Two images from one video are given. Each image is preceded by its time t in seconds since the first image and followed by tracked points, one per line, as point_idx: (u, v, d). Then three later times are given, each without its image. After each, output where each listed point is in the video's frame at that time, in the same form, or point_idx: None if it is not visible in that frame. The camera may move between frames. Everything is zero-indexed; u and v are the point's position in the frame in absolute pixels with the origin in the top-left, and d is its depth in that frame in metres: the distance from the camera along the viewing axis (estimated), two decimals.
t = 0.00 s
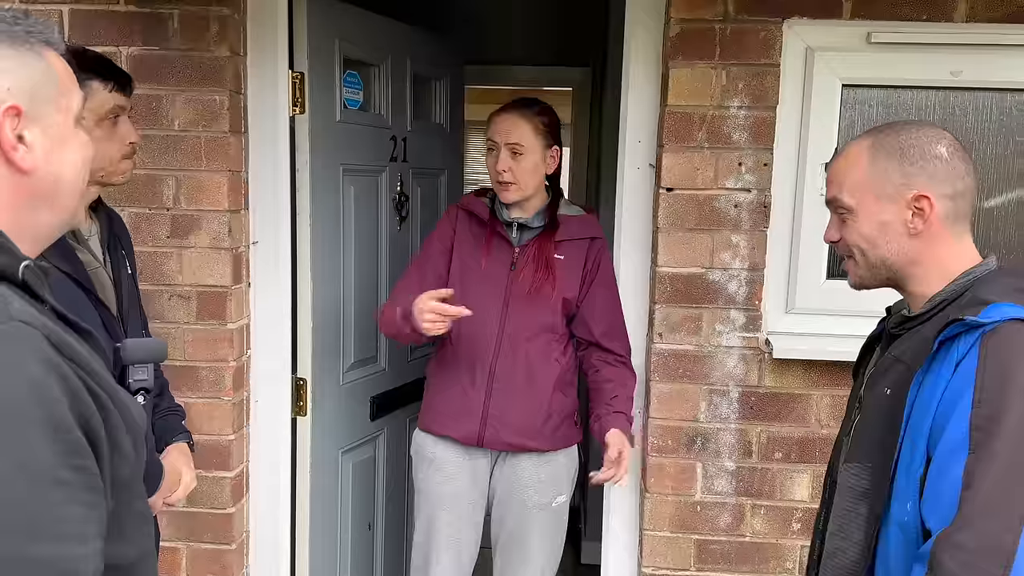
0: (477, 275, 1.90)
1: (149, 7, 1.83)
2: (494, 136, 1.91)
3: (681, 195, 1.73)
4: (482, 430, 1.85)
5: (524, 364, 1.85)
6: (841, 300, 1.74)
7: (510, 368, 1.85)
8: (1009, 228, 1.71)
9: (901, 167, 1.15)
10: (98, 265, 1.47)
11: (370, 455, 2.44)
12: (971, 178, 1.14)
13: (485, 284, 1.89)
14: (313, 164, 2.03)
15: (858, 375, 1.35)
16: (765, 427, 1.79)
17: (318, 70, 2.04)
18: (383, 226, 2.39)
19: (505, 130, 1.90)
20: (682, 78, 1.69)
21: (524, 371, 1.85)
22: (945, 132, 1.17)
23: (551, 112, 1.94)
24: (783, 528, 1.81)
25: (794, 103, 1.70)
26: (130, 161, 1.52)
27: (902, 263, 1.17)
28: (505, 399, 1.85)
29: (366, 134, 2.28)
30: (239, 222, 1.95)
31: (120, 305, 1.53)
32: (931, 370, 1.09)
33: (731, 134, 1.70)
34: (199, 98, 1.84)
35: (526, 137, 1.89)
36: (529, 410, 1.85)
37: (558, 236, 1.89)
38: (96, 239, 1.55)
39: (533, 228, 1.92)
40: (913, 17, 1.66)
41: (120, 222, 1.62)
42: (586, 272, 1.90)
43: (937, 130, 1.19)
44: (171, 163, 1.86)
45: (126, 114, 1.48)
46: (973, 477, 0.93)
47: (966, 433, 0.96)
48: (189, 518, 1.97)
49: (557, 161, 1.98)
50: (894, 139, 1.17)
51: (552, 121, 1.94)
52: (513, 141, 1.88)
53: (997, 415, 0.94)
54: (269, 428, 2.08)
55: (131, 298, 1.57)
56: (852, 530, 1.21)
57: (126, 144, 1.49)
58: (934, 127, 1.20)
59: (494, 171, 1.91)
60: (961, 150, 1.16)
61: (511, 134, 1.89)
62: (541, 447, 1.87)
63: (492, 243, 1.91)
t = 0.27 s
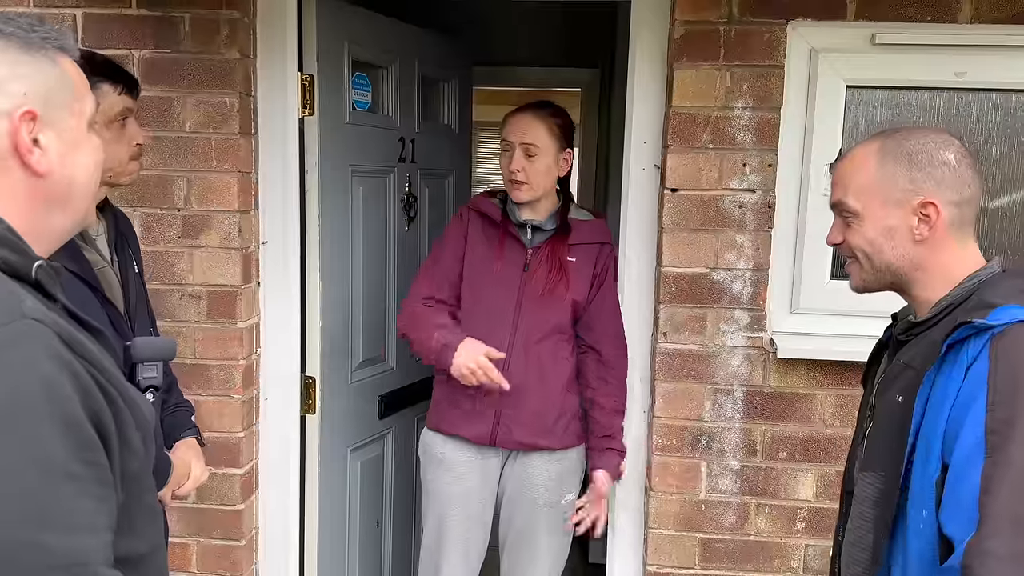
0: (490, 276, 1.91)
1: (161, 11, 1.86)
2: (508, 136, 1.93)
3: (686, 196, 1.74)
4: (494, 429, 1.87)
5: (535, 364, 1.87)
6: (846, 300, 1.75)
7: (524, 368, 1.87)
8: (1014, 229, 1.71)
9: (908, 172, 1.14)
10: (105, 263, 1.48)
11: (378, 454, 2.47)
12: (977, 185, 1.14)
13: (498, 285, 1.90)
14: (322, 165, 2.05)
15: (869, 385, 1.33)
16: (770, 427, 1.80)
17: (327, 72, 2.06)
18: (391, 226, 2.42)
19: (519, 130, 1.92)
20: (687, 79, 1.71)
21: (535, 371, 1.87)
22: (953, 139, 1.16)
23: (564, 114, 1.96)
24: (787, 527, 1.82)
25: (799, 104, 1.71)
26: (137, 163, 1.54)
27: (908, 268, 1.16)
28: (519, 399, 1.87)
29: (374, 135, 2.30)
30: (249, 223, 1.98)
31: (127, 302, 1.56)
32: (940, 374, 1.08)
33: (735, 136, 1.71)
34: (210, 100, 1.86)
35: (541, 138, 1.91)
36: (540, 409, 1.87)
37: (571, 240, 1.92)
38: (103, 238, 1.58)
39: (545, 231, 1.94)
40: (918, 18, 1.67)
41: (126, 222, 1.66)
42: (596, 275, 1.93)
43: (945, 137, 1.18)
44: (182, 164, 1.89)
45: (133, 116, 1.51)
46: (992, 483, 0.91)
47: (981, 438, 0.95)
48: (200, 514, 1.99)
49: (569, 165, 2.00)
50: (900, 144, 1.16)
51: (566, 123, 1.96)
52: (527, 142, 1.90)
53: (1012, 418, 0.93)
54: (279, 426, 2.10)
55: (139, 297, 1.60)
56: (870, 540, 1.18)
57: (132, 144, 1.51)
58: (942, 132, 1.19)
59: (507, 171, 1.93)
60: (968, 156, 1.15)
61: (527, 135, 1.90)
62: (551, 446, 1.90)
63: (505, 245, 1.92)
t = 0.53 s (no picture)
0: (503, 276, 1.93)
1: (172, 13, 1.89)
2: (528, 131, 1.97)
3: (690, 196, 1.75)
4: (506, 429, 1.88)
5: (547, 364, 1.89)
6: (850, 300, 1.75)
7: (536, 369, 1.89)
8: (1018, 230, 1.72)
9: (907, 178, 1.14)
10: (111, 265, 1.50)
11: (386, 451, 2.49)
12: (977, 188, 1.13)
13: (511, 286, 1.92)
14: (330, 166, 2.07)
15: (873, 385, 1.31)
16: (774, 426, 1.81)
17: (335, 74, 2.08)
18: (399, 226, 2.44)
19: (541, 126, 1.95)
20: (691, 81, 1.72)
21: (547, 372, 1.89)
22: (950, 144, 1.15)
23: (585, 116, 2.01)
24: (791, 525, 1.83)
25: (803, 105, 1.73)
26: (138, 164, 1.59)
27: (908, 274, 1.16)
28: (531, 399, 1.88)
29: (383, 136, 2.33)
30: (258, 223, 2.00)
31: (135, 298, 1.60)
32: (956, 377, 1.02)
33: (739, 137, 1.72)
34: (220, 102, 1.89)
35: (561, 134, 1.94)
36: (551, 409, 1.89)
37: (583, 242, 1.93)
38: (111, 238, 1.61)
39: (559, 233, 1.96)
40: (921, 20, 1.68)
41: (133, 219, 1.69)
42: (608, 277, 1.94)
43: (944, 142, 1.17)
44: (192, 165, 1.92)
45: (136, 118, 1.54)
46: (1011, 483, 0.86)
47: (997, 439, 0.90)
48: (210, 511, 2.02)
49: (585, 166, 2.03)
50: (900, 150, 1.16)
51: (585, 124, 2.00)
52: (548, 137, 1.93)
53: None
54: (288, 424, 2.13)
55: (145, 295, 1.64)
56: (884, 548, 1.12)
57: (134, 145, 1.55)
58: (942, 137, 1.18)
59: (526, 166, 1.95)
60: (968, 160, 1.15)
61: (548, 130, 1.94)
62: (562, 446, 1.92)
63: (518, 246, 1.94)
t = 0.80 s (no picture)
0: (505, 276, 1.95)
1: (180, 17, 1.91)
2: (529, 133, 1.99)
3: (692, 197, 1.77)
4: (508, 427, 1.90)
5: (549, 363, 1.91)
6: (850, 301, 1.76)
7: (537, 368, 1.91)
8: (1018, 230, 1.73)
9: (914, 178, 1.10)
10: (117, 268, 1.52)
11: (391, 450, 2.51)
12: (986, 193, 1.10)
13: (513, 286, 1.94)
14: (336, 167, 2.10)
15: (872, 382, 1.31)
16: (775, 425, 1.82)
17: (341, 76, 2.11)
18: (404, 227, 2.46)
19: (541, 127, 1.97)
20: (693, 83, 1.74)
21: (548, 370, 1.91)
22: (964, 144, 1.11)
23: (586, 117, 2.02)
24: (792, 524, 1.84)
25: (804, 106, 1.74)
26: (143, 165, 1.64)
27: (908, 273, 1.13)
28: (532, 398, 1.90)
29: (388, 138, 2.35)
30: (265, 224, 2.03)
31: (140, 297, 1.63)
32: (960, 379, 1.02)
33: (740, 138, 1.74)
34: (228, 104, 1.92)
35: (561, 135, 1.96)
36: (553, 407, 1.91)
37: (585, 242, 1.94)
38: (118, 238, 1.64)
39: (561, 233, 1.97)
40: (922, 22, 1.68)
41: (142, 217, 1.72)
42: (610, 277, 1.95)
43: (957, 141, 1.13)
44: (200, 166, 1.94)
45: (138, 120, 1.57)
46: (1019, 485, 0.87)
47: (1005, 441, 0.91)
48: (217, 507, 2.04)
49: (588, 165, 2.04)
50: (910, 148, 1.12)
51: (587, 125, 2.01)
52: (549, 139, 1.95)
53: None
54: (293, 422, 2.16)
55: (152, 295, 1.67)
56: (887, 546, 1.14)
57: (138, 146, 1.58)
58: (955, 137, 1.14)
59: (528, 167, 1.97)
60: (978, 162, 1.11)
61: (548, 131, 1.96)
62: (564, 444, 1.93)
63: (520, 246, 1.96)
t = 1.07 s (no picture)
0: (506, 277, 1.96)
1: (184, 18, 1.93)
2: (529, 134, 1.99)
3: (692, 197, 1.77)
4: (510, 427, 1.91)
5: (551, 363, 1.92)
6: (851, 301, 1.77)
7: (539, 368, 1.92)
8: (1019, 230, 1.73)
9: (916, 177, 1.10)
10: (122, 267, 1.55)
11: (394, 449, 2.52)
12: (989, 194, 1.09)
13: (515, 286, 1.95)
14: (339, 168, 2.11)
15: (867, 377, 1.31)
16: (776, 425, 1.82)
17: (344, 77, 2.12)
18: (407, 227, 2.47)
19: (541, 129, 1.98)
20: (694, 83, 1.74)
21: (550, 370, 1.92)
22: (970, 143, 1.11)
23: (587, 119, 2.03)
24: (793, 524, 1.85)
25: (804, 106, 1.74)
26: (146, 164, 1.64)
27: (908, 268, 1.13)
28: (534, 398, 1.91)
29: (391, 138, 2.36)
30: (268, 224, 2.04)
31: (145, 298, 1.65)
32: (952, 378, 1.02)
33: (741, 139, 1.74)
34: (231, 105, 1.93)
35: (561, 137, 1.97)
36: (555, 406, 1.92)
37: (586, 242, 1.95)
38: (123, 238, 1.65)
39: (562, 233, 1.98)
40: (923, 23, 1.69)
41: (147, 218, 1.74)
42: (611, 277, 1.96)
43: (963, 141, 1.12)
44: (204, 167, 1.96)
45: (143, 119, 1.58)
46: (1004, 483, 0.87)
47: (992, 439, 0.90)
48: (221, 506, 2.06)
49: (586, 166, 2.05)
50: (915, 146, 1.11)
51: (586, 126, 2.02)
52: (548, 141, 1.96)
53: None
54: (297, 421, 2.16)
55: (157, 295, 1.68)
56: (877, 539, 1.14)
57: (142, 145, 1.59)
58: (963, 136, 1.13)
59: (528, 168, 1.98)
60: (982, 162, 1.10)
61: (548, 133, 1.97)
62: (566, 443, 1.94)
63: (521, 247, 1.97)
